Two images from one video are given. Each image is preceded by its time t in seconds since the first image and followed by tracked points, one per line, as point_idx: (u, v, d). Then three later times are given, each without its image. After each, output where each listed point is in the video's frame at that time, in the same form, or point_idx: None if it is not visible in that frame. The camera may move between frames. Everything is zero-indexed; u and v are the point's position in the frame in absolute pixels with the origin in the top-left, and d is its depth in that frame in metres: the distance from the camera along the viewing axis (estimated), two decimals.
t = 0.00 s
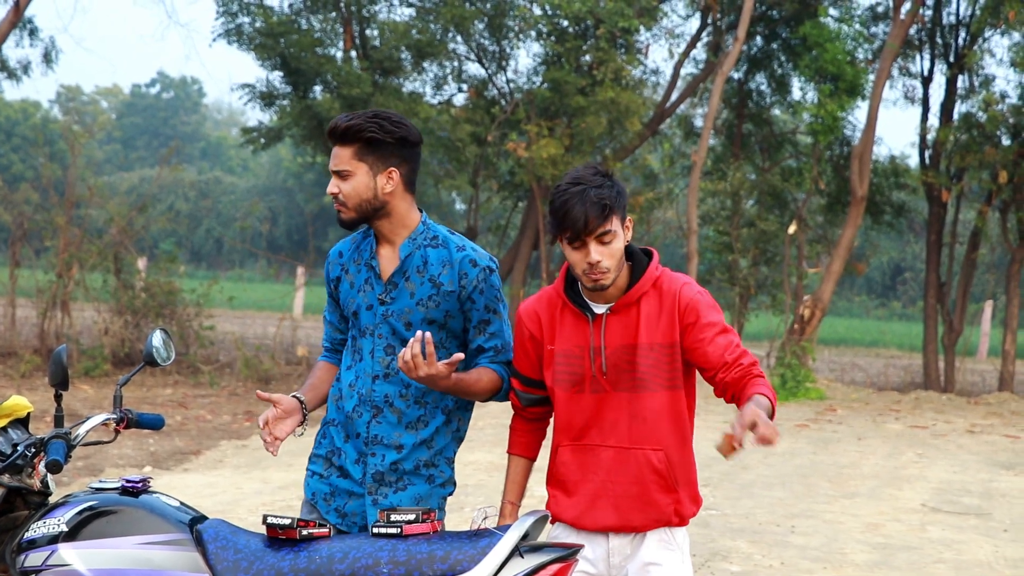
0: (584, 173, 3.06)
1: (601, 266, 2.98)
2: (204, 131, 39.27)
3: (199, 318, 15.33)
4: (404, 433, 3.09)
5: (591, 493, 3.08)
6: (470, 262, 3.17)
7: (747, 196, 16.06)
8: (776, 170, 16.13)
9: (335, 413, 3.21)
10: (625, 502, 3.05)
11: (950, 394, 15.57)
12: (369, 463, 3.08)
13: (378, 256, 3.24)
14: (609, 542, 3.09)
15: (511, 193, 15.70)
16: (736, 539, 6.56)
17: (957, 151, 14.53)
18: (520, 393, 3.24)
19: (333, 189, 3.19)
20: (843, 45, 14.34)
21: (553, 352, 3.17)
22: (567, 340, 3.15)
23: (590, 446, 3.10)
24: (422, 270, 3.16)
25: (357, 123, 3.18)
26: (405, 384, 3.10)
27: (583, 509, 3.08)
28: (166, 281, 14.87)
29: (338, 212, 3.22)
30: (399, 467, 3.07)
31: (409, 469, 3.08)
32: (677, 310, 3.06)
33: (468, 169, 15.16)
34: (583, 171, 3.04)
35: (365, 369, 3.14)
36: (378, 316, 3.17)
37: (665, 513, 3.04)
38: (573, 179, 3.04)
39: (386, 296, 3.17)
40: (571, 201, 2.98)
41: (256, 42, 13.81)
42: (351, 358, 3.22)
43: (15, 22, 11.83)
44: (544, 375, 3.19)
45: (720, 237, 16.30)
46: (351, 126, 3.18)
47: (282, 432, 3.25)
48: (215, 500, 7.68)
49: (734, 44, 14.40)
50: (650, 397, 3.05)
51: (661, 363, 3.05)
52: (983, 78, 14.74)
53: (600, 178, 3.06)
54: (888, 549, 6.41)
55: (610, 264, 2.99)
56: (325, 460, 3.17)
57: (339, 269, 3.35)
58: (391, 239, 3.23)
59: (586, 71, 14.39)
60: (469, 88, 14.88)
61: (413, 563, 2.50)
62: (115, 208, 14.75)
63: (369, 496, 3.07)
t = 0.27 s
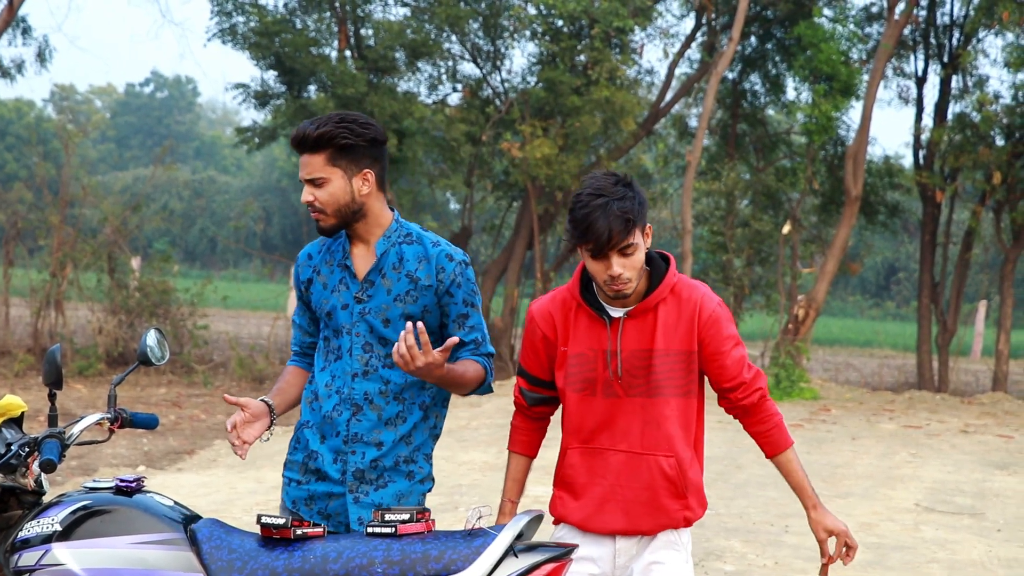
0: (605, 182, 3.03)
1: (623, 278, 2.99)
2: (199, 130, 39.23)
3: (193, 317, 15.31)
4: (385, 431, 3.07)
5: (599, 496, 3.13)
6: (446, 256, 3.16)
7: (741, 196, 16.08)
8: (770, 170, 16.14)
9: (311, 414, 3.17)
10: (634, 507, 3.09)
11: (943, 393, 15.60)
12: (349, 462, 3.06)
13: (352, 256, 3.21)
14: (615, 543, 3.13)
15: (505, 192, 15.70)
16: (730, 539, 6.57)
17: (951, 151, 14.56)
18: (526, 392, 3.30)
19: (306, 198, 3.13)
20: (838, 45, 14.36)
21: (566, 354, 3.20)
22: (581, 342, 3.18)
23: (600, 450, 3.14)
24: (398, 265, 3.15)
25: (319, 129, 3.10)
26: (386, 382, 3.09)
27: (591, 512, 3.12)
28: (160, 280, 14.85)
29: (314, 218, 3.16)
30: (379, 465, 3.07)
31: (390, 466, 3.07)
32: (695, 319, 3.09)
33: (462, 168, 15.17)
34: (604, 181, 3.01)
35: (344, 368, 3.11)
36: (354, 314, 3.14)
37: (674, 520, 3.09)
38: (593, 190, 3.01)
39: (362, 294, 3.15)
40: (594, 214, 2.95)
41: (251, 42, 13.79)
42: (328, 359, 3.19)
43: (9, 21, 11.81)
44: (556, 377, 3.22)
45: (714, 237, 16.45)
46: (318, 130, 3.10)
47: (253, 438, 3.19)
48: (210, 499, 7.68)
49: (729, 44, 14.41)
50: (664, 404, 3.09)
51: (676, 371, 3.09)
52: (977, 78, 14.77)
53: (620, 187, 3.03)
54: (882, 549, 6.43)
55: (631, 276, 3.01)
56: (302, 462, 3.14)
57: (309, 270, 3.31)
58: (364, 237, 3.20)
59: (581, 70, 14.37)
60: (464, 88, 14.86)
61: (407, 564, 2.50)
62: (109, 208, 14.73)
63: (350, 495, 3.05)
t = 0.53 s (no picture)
0: (639, 188, 3.03)
1: (652, 283, 3.01)
2: (192, 128, 39.17)
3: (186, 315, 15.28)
4: (354, 426, 3.04)
5: (609, 494, 3.16)
6: (403, 251, 3.19)
7: (734, 197, 16.09)
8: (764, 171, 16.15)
9: (270, 416, 3.08)
10: (644, 506, 3.13)
11: (935, 395, 15.63)
12: (316, 460, 3.01)
13: (308, 254, 3.16)
14: (621, 543, 3.18)
15: (499, 192, 15.69)
16: (723, 539, 6.57)
17: (944, 153, 14.59)
18: (540, 388, 3.27)
19: (287, 194, 3.09)
20: (831, 46, 14.38)
21: (589, 352, 3.21)
22: (605, 340, 3.19)
23: (615, 449, 3.17)
24: (358, 261, 3.14)
25: (302, 123, 3.09)
26: (351, 378, 3.06)
27: (599, 509, 3.16)
28: (153, 279, 14.82)
29: (292, 217, 3.11)
30: (348, 460, 3.03)
31: (359, 461, 3.04)
32: (721, 326, 3.16)
33: (456, 168, 15.16)
34: (637, 187, 3.02)
35: (309, 365, 3.06)
36: (317, 312, 3.10)
37: (681, 523, 3.14)
38: (627, 196, 3.01)
39: (324, 292, 3.11)
40: (628, 221, 2.96)
41: (245, 40, 13.79)
42: (289, 359, 3.11)
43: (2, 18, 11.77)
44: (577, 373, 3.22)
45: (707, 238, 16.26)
46: (301, 124, 3.08)
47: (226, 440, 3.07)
48: (202, 498, 7.67)
49: (722, 45, 14.44)
50: (685, 407, 3.14)
51: (699, 375, 3.14)
52: (970, 81, 14.80)
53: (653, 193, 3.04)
54: (874, 550, 6.43)
55: (660, 281, 3.03)
56: (264, 464, 3.06)
57: (259, 272, 3.22)
58: (320, 236, 3.17)
59: (575, 70, 14.37)
60: (458, 88, 14.84)
61: (400, 563, 2.50)
62: (102, 205, 14.71)
63: (320, 492, 3.01)
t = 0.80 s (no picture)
0: (643, 189, 3.03)
1: (653, 283, 3.02)
2: (187, 130, 39.14)
3: (181, 317, 15.26)
4: (336, 425, 3.04)
5: (597, 489, 3.16)
6: (378, 251, 3.21)
7: (729, 199, 16.10)
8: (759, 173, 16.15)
9: (249, 418, 3.05)
10: (632, 502, 3.14)
11: (930, 397, 15.66)
12: (299, 460, 3.00)
13: (285, 255, 3.14)
14: (605, 543, 3.20)
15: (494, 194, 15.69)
16: (719, 541, 6.58)
17: (939, 155, 14.61)
18: (528, 386, 3.25)
19: (291, 193, 3.07)
20: (826, 48, 14.40)
21: (582, 348, 3.19)
22: (598, 338, 3.18)
23: (605, 446, 3.16)
24: (336, 262, 3.14)
25: (304, 123, 3.07)
26: (332, 379, 3.06)
27: (587, 505, 3.16)
28: (148, 281, 14.80)
29: (291, 217, 3.09)
30: (330, 460, 3.03)
31: (341, 461, 3.04)
32: (712, 326, 3.19)
33: (451, 170, 15.16)
34: (643, 187, 3.01)
35: (291, 367, 3.05)
36: (296, 312, 3.09)
37: (667, 519, 3.17)
38: (632, 195, 3.00)
39: (302, 292, 3.11)
40: (633, 221, 2.95)
41: (240, 42, 13.78)
42: (268, 361, 3.08)
43: None
44: (568, 369, 3.20)
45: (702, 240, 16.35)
46: (304, 123, 3.07)
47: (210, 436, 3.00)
48: (198, 499, 7.66)
49: (717, 47, 14.45)
50: (677, 405, 3.15)
51: (691, 374, 3.16)
52: (965, 83, 14.82)
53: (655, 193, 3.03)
54: (869, 552, 6.44)
55: (660, 281, 3.04)
56: (245, 467, 3.04)
57: (231, 273, 3.17)
58: (295, 238, 3.15)
59: (570, 72, 14.36)
60: (453, 90, 14.83)
61: (396, 565, 2.50)
62: (97, 207, 14.69)
63: (303, 492, 3.00)
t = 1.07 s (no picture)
0: (606, 193, 3.01)
1: (617, 285, 3.03)
2: (187, 132, 39.13)
3: (181, 319, 15.24)
4: (338, 428, 3.03)
5: (570, 486, 3.14)
6: (383, 254, 3.21)
7: (729, 201, 16.09)
8: (759, 176, 16.13)
9: (251, 422, 3.03)
10: (605, 497, 3.12)
11: (930, 400, 15.64)
12: (301, 464, 2.99)
13: (291, 257, 3.12)
14: (579, 544, 3.18)
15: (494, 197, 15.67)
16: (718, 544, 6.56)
17: (939, 158, 14.60)
18: (497, 390, 3.23)
19: (328, 200, 3.08)
20: (827, 51, 14.39)
21: (549, 348, 3.17)
22: (565, 336, 3.17)
23: (576, 443, 3.14)
24: (341, 264, 3.14)
25: (343, 131, 3.09)
26: (335, 382, 3.04)
27: (560, 502, 3.14)
28: (148, 282, 14.79)
29: (322, 221, 3.08)
30: (333, 463, 3.01)
31: (344, 465, 3.02)
32: (677, 321, 3.19)
33: (451, 172, 15.16)
34: (604, 191, 2.99)
35: (294, 369, 3.02)
36: (301, 314, 3.07)
37: (640, 514, 3.15)
38: (594, 199, 2.98)
39: (307, 294, 3.09)
40: (597, 225, 2.93)
41: (240, 44, 13.78)
42: (270, 364, 3.05)
43: None
44: (536, 369, 3.18)
45: (702, 242, 16.49)
46: (344, 131, 3.08)
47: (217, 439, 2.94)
48: (197, 502, 7.64)
49: (717, 49, 14.44)
50: (645, 400, 3.14)
51: (658, 369, 3.15)
52: (965, 85, 14.81)
53: (618, 196, 3.02)
54: (869, 555, 6.42)
55: (623, 281, 3.05)
56: (245, 471, 3.03)
57: (236, 275, 3.12)
58: (301, 240, 3.14)
59: (570, 75, 14.34)
60: (452, 92, 14.83)
61: (396, 568, 2.47)
62: (97, 209, 14.68)
63: (305, 496, 2.99)
